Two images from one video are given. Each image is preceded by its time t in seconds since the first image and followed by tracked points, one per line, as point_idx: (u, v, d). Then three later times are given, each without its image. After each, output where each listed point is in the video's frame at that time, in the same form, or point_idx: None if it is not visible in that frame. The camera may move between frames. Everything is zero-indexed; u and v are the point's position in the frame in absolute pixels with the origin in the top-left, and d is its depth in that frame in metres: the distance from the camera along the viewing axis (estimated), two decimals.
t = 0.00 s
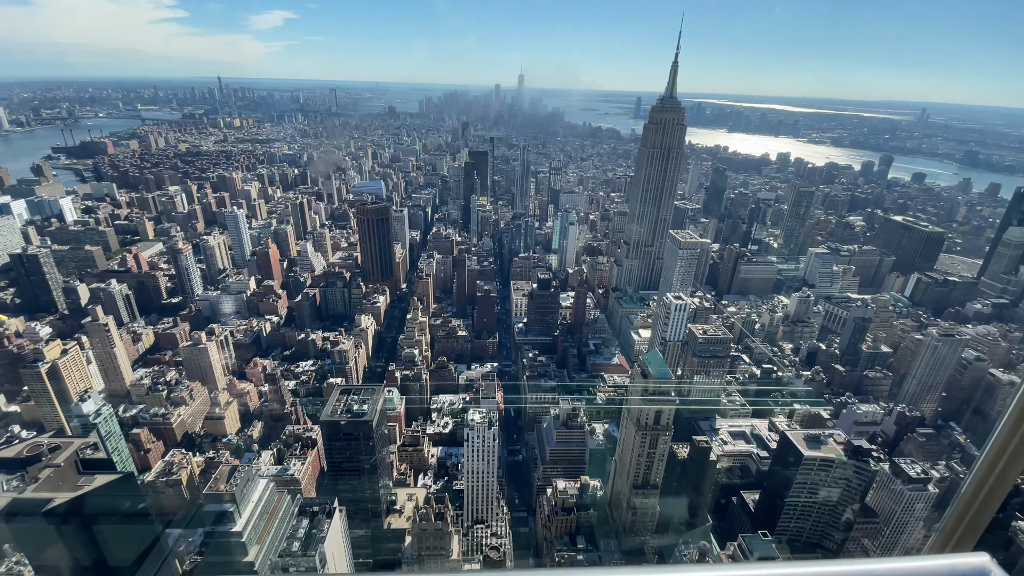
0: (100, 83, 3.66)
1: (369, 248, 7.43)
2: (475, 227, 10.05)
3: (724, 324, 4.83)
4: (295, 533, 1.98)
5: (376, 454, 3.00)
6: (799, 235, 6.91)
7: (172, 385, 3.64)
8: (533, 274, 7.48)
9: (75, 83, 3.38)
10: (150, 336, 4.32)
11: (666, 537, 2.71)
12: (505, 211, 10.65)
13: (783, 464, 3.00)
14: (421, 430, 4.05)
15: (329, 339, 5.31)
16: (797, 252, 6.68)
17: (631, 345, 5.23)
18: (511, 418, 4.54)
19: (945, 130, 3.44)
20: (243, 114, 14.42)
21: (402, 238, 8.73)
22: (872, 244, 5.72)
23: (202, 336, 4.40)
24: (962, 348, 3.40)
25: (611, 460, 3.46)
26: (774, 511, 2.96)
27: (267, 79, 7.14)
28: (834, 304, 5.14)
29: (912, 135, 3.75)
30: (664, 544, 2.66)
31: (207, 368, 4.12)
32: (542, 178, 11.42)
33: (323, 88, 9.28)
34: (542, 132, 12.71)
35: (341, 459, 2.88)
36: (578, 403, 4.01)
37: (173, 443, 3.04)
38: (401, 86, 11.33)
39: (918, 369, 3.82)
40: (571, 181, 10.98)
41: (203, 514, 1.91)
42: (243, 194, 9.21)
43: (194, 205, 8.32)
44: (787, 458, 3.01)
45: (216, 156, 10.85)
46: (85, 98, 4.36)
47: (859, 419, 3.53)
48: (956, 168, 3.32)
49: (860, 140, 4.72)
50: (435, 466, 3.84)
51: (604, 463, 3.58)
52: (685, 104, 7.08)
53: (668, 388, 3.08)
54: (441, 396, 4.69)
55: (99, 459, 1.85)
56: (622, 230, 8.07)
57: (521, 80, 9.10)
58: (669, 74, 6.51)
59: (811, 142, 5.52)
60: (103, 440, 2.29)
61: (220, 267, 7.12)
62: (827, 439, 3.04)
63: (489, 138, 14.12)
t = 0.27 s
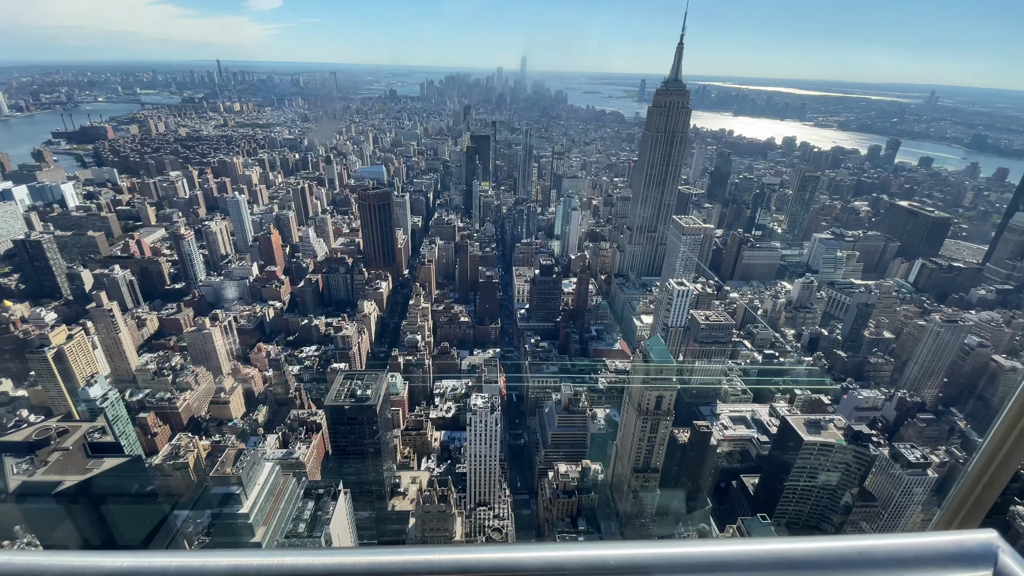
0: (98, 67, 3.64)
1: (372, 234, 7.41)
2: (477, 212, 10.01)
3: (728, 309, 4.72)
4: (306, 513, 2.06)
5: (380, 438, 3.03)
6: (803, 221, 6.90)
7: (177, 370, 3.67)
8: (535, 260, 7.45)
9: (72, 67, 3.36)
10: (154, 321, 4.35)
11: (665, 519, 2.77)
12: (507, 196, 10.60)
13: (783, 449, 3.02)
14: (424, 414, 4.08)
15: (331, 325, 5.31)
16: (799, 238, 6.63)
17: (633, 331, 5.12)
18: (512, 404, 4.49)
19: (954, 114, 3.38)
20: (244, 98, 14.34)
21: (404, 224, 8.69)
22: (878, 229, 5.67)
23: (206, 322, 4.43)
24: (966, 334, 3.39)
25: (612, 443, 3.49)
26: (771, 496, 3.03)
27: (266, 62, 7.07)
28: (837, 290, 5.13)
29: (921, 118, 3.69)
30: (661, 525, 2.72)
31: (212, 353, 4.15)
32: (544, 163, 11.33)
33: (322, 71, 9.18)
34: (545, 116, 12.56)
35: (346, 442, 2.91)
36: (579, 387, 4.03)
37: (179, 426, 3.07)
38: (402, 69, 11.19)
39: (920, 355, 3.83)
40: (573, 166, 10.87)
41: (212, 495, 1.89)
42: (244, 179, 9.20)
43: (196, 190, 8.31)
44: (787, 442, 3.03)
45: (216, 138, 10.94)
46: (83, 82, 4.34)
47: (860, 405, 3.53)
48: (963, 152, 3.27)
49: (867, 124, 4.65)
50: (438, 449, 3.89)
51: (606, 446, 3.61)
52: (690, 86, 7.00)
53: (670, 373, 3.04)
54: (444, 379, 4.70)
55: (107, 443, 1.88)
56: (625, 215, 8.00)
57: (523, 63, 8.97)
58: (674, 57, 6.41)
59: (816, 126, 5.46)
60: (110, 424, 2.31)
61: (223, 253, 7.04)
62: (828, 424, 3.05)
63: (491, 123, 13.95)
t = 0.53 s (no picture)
0: (96, 50, 3.61)
1: (374, 219, 7.41)
2: (480, 197, 9.96)
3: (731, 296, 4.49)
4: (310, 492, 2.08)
5: (385, 422, 3.08)
6: (810, 204, 6.76)
7: (183, 354, 3.70)
8: (538, 245, 7.39)
9: (71, 50, 3.34)
10: (159, 307, 4.39)
11: (660, 489, 2.75)
12: (510, 180, 10.53)
13: (783, 434, 3.03)
14: (428, 398, 4.12)
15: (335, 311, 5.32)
16: (803, 224, 6.33)
17: (635, 315, 4.83)
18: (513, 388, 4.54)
19: (964, 97, 3.32)
20: (244, 82, 14.25)
21: (407, 209, 8.65)
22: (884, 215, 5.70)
23: (211, 306, 4.46)
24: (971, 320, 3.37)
25: (613, 428, 3.51)
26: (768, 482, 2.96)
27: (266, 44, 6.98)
28: (842, 275, 4.91)
29: (931, 101, 3.63)
30: (655, 493, 2.69)
31: (216, 337, 4.18)
32: (548, 146, 11.20)
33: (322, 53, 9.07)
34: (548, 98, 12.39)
35: (351, 425, 2.96)
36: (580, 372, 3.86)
37: (186, 410, 3.12)
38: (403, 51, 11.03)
39: (924, 342, 3.84)
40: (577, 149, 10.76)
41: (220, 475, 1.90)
42: (246, 163, 9.19)
43: (198, 175, 8.32)
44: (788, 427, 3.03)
45: (217, 122, 10.88)
46: (83, 65, 4.31)
47: (862, 391, 3.55)
48: (974, 135, 3.22)
49: (877, 107, 4.57)
50: (442, 433, 3.95)
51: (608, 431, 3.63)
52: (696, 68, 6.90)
53: (672, 359, 3.02)
54: (448, 366, 4.75)
55: (116, 426, 1.91)
56: (629, 200, 7.93)
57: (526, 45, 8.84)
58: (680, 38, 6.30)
59: (825, 108, 5.37)
60: (118, 407, 2.34)
61: (226, 238, 7.08)
62: (829, 410, 3.09)
63: (494, 106, 13.77)
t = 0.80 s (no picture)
0: (96, 32, 3.58)
1: (376, 201, 7.43)
2: (483, 181, 9.89)
3: (735, 280, 4.39)
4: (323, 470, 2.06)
5: (389, 405, 3.17)
6: (817, 189, 6.70)
7: (189, 338, 3.74)
8: (541, 231, 7.33)
9: (71, 32, 3.32)
10: (165, 291, 4.44)
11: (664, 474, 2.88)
12: (514, 163, 10.43)
13: (785, 417, 3.18)
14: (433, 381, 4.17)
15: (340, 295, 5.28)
16: (811, 210, 6.26)
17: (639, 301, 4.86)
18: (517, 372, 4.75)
19: (977, 79, 3.25)
20: (246, 63, 14.13)
21: (410, 193, 8.59)
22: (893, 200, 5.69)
23: (216, 291, 4.49)
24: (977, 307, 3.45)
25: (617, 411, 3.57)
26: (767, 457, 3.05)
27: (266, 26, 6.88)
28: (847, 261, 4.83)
29: (944, 83, 3.55)
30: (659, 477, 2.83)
31: (222, 321, 4.21)
32: (552, 129, 11.06)
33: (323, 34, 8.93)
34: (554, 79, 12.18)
35: (356, 408, 3.01)
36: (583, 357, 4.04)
37: (194, 392, 3.17)
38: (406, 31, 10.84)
39: (930, 327, 3.84)
40: (582, 132, 10.62)
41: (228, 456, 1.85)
42: (249, 146, 9.16)
43: (201, 158, 8.31)
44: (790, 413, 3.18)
45: (220, 104, 10.82)
46: (84, 47, 4.28)
47: (865, 375, 3.50)
48: (986, 119, 3.16)
49: (888, 89, 4.47)
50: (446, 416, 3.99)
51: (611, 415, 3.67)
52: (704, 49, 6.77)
53: (675, 344, 3.02)
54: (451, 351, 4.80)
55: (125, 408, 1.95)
56: (634, 183, 7.86)
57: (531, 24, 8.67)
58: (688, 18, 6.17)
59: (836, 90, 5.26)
60: (127, 390, 2.38)
61: (231, 221, 7.10)
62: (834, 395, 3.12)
63: (498, 88, 13.56)
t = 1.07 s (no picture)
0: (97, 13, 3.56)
1: (381, 184, 7.35)
2: (488, 164, 9.79)
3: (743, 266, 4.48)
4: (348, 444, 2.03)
5: (395, 387, 3.17)
6: (826, 172, 6.61)
7: (196, 320, 3.77)
8: (546, 215, 7.26)
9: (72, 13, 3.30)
10: (172, 274, 4.48)
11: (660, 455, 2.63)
12: (519, 146, 10.32)
13: (789, 402, 3.04)
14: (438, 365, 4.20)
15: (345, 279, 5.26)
16: (819, 193, 6.26)
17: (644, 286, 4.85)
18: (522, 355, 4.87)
19: (993, 60, 3.17)
20: (249, 44, 14.00)
21: (414, 176, 8.53)
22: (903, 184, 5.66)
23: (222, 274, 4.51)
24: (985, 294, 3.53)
25: (620, 397, 3.55)
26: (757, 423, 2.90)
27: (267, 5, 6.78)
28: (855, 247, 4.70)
29: (959, 64, 3.46)
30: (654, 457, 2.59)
31: (229, 305, 4.23)
32: (558, 111, 10.89)
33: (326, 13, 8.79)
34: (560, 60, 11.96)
35: (362, 391, 3.03)
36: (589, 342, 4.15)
37: (202, 374, 3.22)
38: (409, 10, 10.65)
39: (937, 313, 3.78)
40: (589, 114, 10.46)
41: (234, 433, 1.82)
42: (252, 129, 9.12)
43: (205, 141, 8.29)
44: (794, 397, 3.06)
45: (223, 86, 10.76)
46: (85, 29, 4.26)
47: (870, 361, 3.48)
48: (1001, 101, 3.09)
49: (902, 69, 4.37)
50: (451, 399, 3.95)
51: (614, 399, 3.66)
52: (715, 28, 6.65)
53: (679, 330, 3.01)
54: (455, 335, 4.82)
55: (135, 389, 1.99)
56: (641, 167, 7.76)
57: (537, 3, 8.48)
58: None
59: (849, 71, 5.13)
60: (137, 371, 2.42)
61: (236, 205, 7.11)
62: (837, 380, 3.16)
63: (504, 69, 13.33)
